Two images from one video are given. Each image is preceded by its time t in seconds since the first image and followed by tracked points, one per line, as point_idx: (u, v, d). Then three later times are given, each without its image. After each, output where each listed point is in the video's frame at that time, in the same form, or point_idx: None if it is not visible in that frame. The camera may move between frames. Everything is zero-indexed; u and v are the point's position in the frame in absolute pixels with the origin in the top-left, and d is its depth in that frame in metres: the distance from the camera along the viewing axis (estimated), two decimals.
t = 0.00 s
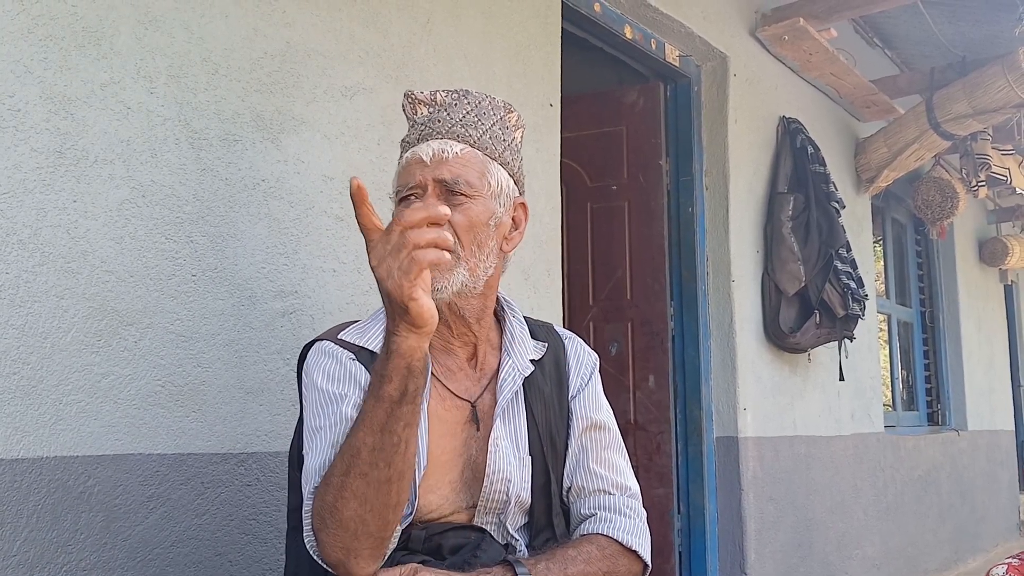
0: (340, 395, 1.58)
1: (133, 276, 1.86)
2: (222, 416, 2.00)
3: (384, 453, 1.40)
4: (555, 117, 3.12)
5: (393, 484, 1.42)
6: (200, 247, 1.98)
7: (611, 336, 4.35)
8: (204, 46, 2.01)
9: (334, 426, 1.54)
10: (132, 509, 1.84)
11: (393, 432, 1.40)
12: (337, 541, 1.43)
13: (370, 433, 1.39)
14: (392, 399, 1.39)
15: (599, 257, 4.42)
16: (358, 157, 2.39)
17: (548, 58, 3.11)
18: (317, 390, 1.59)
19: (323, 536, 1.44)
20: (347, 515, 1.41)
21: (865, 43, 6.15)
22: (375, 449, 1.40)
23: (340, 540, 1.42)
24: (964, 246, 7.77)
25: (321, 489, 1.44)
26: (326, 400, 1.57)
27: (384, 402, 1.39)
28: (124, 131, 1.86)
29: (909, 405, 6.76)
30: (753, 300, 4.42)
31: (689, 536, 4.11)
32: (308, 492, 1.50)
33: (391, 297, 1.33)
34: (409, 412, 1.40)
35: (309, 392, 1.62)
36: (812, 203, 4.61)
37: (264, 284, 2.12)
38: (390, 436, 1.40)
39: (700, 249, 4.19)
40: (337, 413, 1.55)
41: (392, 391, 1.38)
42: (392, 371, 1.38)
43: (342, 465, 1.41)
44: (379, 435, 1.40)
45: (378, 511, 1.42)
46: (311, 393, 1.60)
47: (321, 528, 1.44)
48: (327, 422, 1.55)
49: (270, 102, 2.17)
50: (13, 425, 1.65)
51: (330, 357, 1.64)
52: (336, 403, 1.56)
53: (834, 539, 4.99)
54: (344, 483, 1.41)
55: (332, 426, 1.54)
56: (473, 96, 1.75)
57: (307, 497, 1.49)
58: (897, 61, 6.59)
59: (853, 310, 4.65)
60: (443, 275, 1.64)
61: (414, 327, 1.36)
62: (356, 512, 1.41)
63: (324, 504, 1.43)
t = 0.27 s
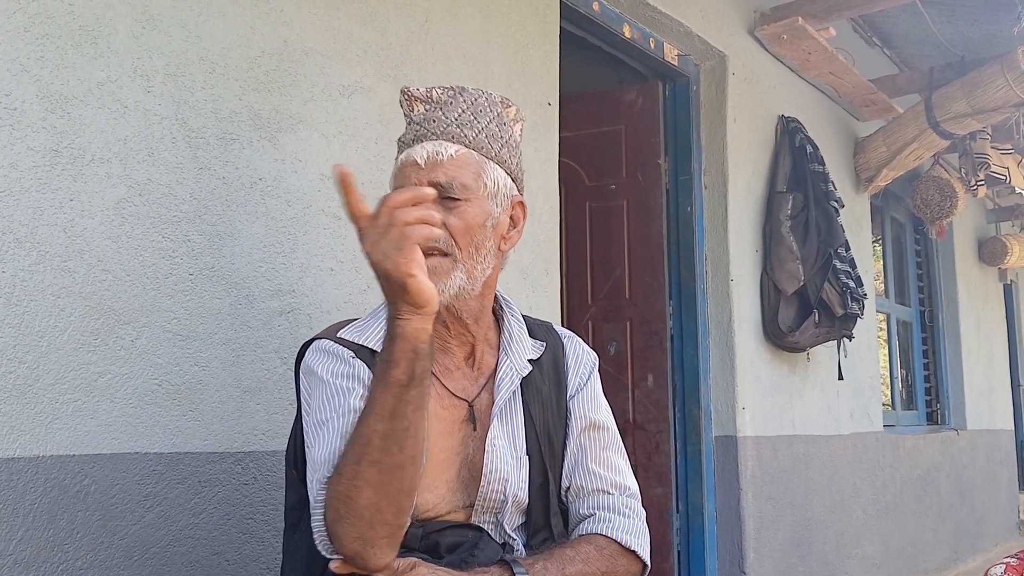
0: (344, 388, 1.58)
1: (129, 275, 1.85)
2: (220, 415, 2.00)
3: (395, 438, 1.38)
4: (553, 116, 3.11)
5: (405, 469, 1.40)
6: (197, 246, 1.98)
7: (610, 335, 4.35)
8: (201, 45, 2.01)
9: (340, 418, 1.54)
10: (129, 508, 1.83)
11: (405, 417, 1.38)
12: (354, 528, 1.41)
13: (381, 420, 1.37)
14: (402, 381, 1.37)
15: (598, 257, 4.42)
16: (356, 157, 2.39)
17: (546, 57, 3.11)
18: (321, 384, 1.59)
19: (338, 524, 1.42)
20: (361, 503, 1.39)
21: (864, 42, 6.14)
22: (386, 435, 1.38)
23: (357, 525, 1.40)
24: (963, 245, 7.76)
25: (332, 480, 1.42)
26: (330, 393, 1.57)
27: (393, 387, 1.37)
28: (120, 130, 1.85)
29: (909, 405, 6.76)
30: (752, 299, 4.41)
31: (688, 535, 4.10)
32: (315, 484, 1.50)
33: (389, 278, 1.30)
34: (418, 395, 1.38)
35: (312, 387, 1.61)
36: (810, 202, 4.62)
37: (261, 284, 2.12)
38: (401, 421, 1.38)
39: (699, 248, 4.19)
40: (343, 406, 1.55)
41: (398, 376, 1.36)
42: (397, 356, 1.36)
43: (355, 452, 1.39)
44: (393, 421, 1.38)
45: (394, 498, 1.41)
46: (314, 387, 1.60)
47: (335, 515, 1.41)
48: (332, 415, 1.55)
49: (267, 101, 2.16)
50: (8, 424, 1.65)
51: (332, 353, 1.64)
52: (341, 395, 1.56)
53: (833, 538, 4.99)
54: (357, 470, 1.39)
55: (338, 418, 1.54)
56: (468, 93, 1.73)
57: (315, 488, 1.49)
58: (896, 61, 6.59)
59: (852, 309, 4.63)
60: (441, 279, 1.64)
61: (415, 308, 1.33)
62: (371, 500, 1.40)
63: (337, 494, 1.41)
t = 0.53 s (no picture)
0: (345, 395, 1.59)
1: (124, 275, 1.85)
2: (216, 416, 2.00)
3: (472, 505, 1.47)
4: (551, 116, 3.11)
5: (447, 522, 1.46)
6: (193, 245, 1.98)
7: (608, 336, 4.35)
8: (196, 45, 2.01)
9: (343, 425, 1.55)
10: (124, 509, 1.83)
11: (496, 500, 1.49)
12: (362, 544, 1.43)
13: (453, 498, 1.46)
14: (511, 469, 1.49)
15: (597, 257, 4.42)
16: (352, 157, 2.38)
17: (544, 58, 3.10)
18: (319, 387, 1.58)
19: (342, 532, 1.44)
20: (382, 537, 1.43)
21: (863, 43, 6.14)
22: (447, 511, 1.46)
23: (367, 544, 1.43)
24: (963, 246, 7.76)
25: (367, 502, 1.47)
26: (331, 398, 1.57)
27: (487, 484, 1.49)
28: (116, 130, 1.85)
29: (909, 405, 6.75)
30: (751, 300, 4.41)
31: (687, 536, 4.10)
32: (311, 488, 1.50)
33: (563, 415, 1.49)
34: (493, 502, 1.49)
35: (308, 388, 1.61)
36: (809, 203, 4.62)
37: (257, 284, 2.12)
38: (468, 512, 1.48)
39: (697, 249, 4.19)
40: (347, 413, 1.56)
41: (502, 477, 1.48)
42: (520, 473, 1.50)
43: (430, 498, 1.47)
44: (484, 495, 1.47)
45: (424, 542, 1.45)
46: (311, 389, 1.59)
47: (343, 523, 1.45)
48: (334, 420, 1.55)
49: (263, 101, 2.16)
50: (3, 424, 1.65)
51: (326, 355, 1.63)
52: (343, 402, 1.57)
53: (832, 539, 4.99)
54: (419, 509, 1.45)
55: (341, 425, 1.55)
56: (454, 86, 1.78)
57: (312, 493, 1.49)
58: (896, 61, 6.59)
59: (852, 309, 4.64)
60: (432, 264, 1.72)
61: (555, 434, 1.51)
62: (401, 532, 1.43)
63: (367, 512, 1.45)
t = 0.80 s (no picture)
0: (358, 402, 1.58)
1: (130, 281, 1.85)
2: (222, 421, 2.00)
3: None
4: (557, 123, 3.10)
5: None
6: (199, 251, 1.98)
7: (615, 343, 4.34)
8: (203, 52, 2.01)
9: (358, 435, 1.54)
10: (129, 515, 1.83)
11: None
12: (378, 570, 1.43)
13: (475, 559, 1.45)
14: None
15: (604, 264, 4.40)
16: (359, 164, 2.38)
17: (551, 65, 3.10)
18: (334, 392, 1.57)
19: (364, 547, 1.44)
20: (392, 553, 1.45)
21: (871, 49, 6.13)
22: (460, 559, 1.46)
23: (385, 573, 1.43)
24: (972, 253, 7.72)
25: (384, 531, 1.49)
26: (345, 404, 1.56)
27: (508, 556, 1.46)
28: (122, 136, 1.85)
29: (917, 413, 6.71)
30: (757, 308, 4.37)
31: (695, 544, 4.08)
32: (324, 493, 1.47)
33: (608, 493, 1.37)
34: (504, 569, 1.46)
35: (318, 392, 1.59)
36: (817, 209, 4.60)
37: (264, 290, 2.11)
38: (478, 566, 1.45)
39: (705, 255, 4.18)
40: (361, 423, 1.55)
41: None
42: None
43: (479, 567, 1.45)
44: None
45: None
46: (329, 394, 1.58)
47: (364, 544, 1.44)
48: (348, 428, 1.54)
49: (270, 108, 2.16)
50: (9, 430, 1.64)
51: (335, 358, 1.62)
52: (357, 411, 1.56)
53: (840, 547, 4.96)
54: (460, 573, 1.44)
55: (355, 434, 1.54)
56: (460, 91, 1.79)
57: (326, 498, 1.47)
58: (904, 68, 6.57)
59: (861, 316, 4.62)
60: (437, 270, 1.71)
61: None
62: None
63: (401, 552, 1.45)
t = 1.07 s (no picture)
0: (355, 413, 1.57)
1: (127, 291, 1.85)
2: (219, 431, 1.99)
3: None
4: (557, 131, 3.10)
5: None
6: (198, 261, 1.98)
7: (617, 352, 4.32)
8: (201, 61, 2.02)
9: (356, 446, 1.53)
10: (126, 525, 1.82)
11: None
12: None
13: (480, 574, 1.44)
14: None
15: (605, 273, 4.40)
16: (358, 172, 2.38)
17: (551, 74, 3.11)
18: (330, 402, 1.57)
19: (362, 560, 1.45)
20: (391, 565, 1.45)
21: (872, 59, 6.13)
22: None
23: None
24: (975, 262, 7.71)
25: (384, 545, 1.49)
26: (341, 416, 1.56)
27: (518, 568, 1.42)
28: (120, 145, 1.86)
29: (921, 422, 6.69)
30: (760, 317, 4.37)
31: (697, 554, 4.06)
32: (321, 506, 1.47)
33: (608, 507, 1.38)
34: None
35: (314, 403, 1.58)
36: (819, 218, 4.58)
37: (261, 299, 2.11)
38: None
39: (706, 264, 4.16)
40: (358, 434, 1.55)
41: None
42: None
43: None
44: None
45: None
46: (323, 403, 1.57)
47: (363, 557, 1.44)
48: (345, 440, 1.53)
49: (269, 117, 2.17)
50: (5, 439, 1.64)
51: (332, 367, 1.61)
52: (354, 422, 1.56)
53: (844, 558, 4.93)
54: None
55: (352, 445, 1.53)
56: (461, 98, 1.79)
57: (324, 512, 1.46)
58: (905, 77, 6.57)
59: (862, 325, 4.63)
60: (435, 276, 1.70)
61: None
62: None
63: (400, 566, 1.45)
